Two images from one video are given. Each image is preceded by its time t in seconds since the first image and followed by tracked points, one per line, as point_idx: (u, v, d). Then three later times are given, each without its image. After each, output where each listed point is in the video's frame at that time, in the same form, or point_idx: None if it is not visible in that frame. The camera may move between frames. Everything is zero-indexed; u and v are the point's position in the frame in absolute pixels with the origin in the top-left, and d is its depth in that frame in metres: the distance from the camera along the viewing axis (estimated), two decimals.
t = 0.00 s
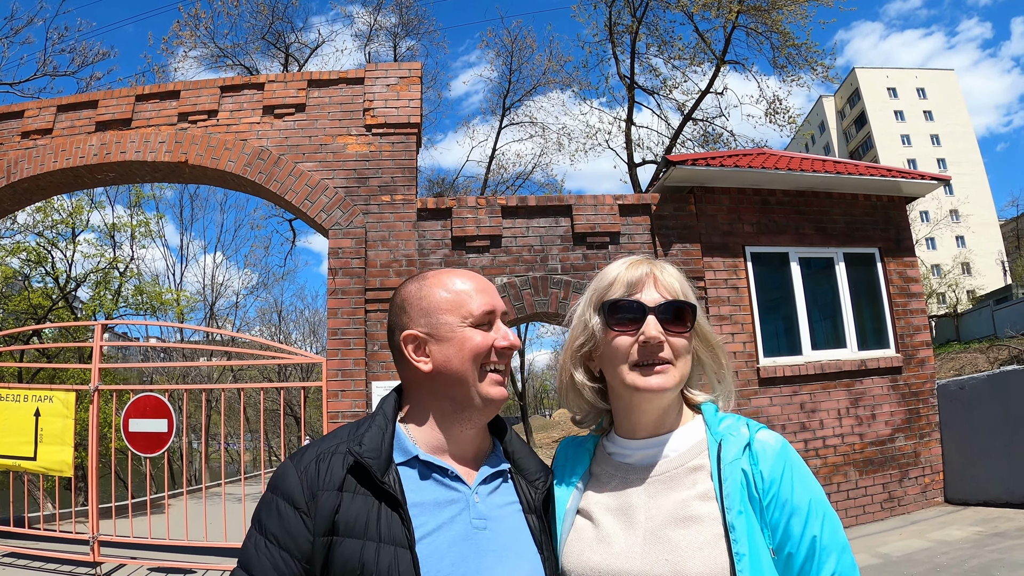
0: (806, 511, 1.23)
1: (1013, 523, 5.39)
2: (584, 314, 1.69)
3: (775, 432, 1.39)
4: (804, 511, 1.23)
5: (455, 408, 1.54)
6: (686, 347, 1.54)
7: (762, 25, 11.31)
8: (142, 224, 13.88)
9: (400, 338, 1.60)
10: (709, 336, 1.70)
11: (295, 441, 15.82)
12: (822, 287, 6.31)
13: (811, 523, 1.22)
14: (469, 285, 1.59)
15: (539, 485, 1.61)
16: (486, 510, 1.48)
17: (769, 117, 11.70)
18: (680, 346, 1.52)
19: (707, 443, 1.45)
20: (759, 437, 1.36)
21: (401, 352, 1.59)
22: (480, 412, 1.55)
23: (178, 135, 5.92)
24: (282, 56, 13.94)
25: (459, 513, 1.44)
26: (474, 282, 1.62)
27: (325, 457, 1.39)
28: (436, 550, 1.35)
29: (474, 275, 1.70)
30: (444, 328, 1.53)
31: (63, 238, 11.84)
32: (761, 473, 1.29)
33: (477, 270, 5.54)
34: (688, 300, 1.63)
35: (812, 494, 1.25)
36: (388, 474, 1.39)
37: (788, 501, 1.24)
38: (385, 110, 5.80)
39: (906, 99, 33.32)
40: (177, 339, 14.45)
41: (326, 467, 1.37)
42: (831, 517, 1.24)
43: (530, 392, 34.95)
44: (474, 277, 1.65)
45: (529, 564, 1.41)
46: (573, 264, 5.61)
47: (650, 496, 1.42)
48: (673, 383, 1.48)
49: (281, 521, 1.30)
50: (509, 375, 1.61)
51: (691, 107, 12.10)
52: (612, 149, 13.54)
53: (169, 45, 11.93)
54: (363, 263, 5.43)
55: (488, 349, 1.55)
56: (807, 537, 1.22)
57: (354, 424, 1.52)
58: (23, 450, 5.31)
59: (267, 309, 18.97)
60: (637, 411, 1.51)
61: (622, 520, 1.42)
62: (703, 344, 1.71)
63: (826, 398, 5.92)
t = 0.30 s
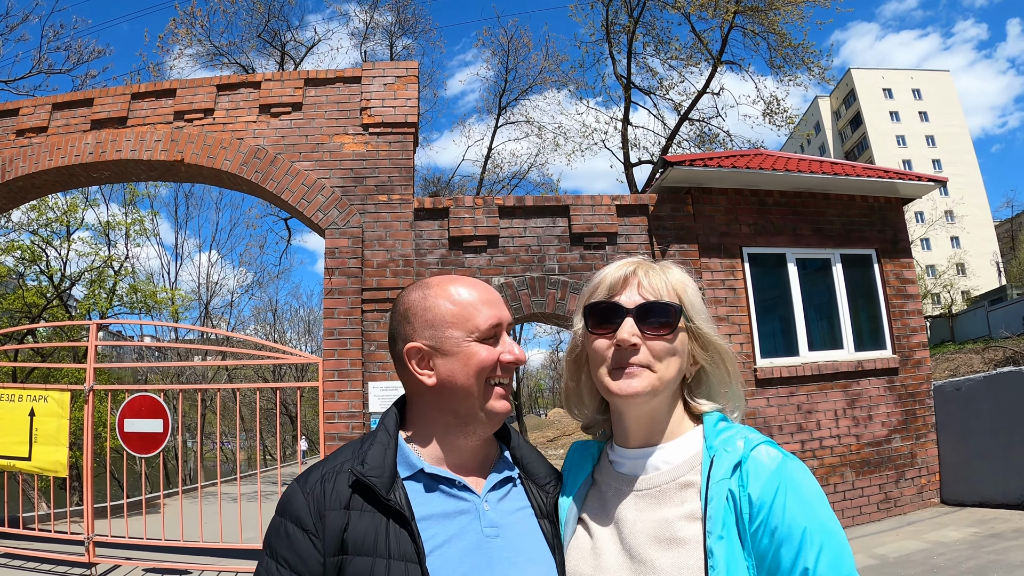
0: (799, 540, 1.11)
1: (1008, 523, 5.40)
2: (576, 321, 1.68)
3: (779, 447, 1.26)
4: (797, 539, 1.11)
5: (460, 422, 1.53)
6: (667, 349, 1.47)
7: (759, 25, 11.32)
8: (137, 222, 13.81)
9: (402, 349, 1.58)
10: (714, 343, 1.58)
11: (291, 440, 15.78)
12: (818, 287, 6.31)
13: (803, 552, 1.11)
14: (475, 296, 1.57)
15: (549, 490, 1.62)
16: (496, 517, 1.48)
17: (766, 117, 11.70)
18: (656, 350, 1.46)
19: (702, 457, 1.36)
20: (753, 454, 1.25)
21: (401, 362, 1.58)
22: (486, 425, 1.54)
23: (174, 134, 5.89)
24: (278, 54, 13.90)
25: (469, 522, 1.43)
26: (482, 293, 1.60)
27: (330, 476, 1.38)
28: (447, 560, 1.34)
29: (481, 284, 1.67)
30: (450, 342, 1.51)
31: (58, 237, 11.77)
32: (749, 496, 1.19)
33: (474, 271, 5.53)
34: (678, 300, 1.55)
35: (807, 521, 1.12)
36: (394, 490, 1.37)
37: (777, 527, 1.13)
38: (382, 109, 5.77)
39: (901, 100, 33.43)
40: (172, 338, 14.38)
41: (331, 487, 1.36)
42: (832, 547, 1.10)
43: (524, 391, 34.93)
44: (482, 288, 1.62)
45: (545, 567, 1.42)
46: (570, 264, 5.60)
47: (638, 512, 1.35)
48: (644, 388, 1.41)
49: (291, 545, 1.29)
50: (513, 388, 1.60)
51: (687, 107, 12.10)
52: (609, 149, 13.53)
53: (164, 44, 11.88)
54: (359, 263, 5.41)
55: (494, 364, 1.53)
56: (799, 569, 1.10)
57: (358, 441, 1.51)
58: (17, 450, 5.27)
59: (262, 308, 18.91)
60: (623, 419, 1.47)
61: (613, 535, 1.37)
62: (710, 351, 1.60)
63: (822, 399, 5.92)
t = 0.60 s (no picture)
0: (869, 564, 1.12)
1: (1009, 524, 5.43)
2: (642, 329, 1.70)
3: (850, 466, 1.26)
4: (867, 563, 1.12)
5: (512, 435, 1.51)
6: (727, 352, 1.44)
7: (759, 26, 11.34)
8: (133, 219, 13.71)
9: (453, 360, 1.58)
10: (787, 350, 1.52)
11: (287, 439, 15.72)
12: (819, 286, 6.31)
13: None
14: (528, 305, 1.53)
15: (609, 501, 1.60)
16: (551, 530, 1.45)
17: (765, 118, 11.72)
18: (716, 356, 1.44)
19: (769, 474, 1.37)
20: (822, 473, 1.26)
21: (453, 374, 1.58)
22: (538, 439, 1.52)
23: (176, 131, 5.84)
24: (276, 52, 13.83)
25: (522, 536, 1.41)
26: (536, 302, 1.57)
27: (381, 489, 1.39)
28: None
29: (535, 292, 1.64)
30: (497, 354, 1.50)
31: (53, 234, 11.67)
32: (817, 518, 1.20)
33: (478, 270, 5.50)
34: (741, 303, 1.52)
35: (878, 543, 1.13)
36: (444, 506, 1.36)
37: (846, 550, 1.14)
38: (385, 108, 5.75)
39: (897, 101, 33.58)
40: (167, 336, 14.29)
41: (382, 499, 1.36)
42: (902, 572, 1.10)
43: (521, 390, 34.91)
44: (534, 295, 1.59)
45: None
46: (574, 264, 5.59)
47: (703, 528, 1.36)
48: (700, 393, 1.41)
49: (342, 556, 1.30)
50: (568, 400, 1.57)
51: (686, 107, 12.10)
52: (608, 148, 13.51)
53: (161, 40, 11.80)
54: (363, 262, 5.38)
55: (544, 376, 1.50)
56: None
57: (412, 454, 1.51)
58: (16, 450, 5.22)
59: (258, 307, 18.82)
60: (687, 424, 1.46)
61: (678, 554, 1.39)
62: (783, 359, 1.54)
63: (824, 399, 5.94)
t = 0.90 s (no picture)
0: (928, 542, 1.16)
1: (1011, 522, 5.44)
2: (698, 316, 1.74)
3: (907, 446, 1.30)
4: (925, 540, 1.16)
5: (527, 415, 1.52)
6: (781, 336, 1.49)
7: (760, 26, 11.35)
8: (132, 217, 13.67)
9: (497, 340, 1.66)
10: (841, 335, 1.55)
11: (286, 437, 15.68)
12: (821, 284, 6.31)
13: (930, 553, 1.15)
14: (544, 288, 1.51)
15: (657, 487, 1.57)
16: (596, 514, 1.43)
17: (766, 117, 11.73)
18: (768, 340, 1.49)
19: (826, 456, 1.42)
20: (880, 453, 1.30)
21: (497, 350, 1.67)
22: (545, 423, 1.49)
23: (180, 126, 5.82)
24: (277, 49, 13.80)
25: (566, 519, 1.39)
26: (566, 282, 1.55)
27: (428, 469, 1.39)
28: (541, 557, 1.32)
29: (576, 273, 1.60)
30: (507, 337, 1.53)
31: (52, 231, 11.61)
32: (876, 497, 1.24)
33: (484, 267, 5.49)
34: (794, 289, 1.56)
35: (934, 521, 1.17)
36: (489, 487, 1.35)
37: (906, 528, 1.18)
38: (391, 104, 5.74)
39: (895, 102, 33.67)
40: (166, 333, 14.24)
41: (428, 479, 1.37)
42: (959, 548, 1.14)
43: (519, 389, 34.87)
44: (564, 275, 1.56)
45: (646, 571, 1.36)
46: (580, 261, 5.60)
47: (761, 511, 1.41)
48: (754, 376, 1.46)
49: (387, 535, 1.31)
50: (587, 384, 1.50)
51: (687, 106, 12.11)
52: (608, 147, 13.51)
53: (162, 36, 11.74)
54: (368, 259, 5.37)
55: (546, 359, 1.48)
56: (926, 569, 1.16)
57: (459, 437, 1.51)
58: (17, 447, 5.20)
59: (256, 304, 18.76)
60: (743, 407, 1.51)
61: (735, 536, 1.43)
62: (838, 345, 1.56)
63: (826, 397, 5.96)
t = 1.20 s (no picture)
0: (952, 513, 1.22)
1: (1012, 520, 5.48)
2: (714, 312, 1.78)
3: (926, 427, 1.37)
4: (949, 512, 1.22)
5: (555, 401, 1.54)
6: (799, 326, 1.53)
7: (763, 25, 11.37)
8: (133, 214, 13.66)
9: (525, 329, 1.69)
10: (854, 322, 1.59)
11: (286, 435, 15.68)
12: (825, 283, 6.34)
13: (954, 524, 1.22)
14: (573, 277, 1.54)
15: (683, 471, 1.56)
16: (628, 495, 1.45)
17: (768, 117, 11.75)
18: (786, 330, 1.53)
19: (852, 437, 1.46)
20: (903, 433, 1.35)
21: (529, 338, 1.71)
22: (572, 407, 1.51)
23: (186, 123, 5.83)
24: (279, 46, 13.79)
25: (599, 500, 1.42)
26: (595, 273, 1.58)
27: (464, 454, 1.42)
28: (576, 536, 1.35)
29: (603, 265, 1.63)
30: (537, 325, 1.56)
31: (54, 228, 11.61)
32: (903, 473, 1.30)
33: (490, 264, 5.51)
34: (807, 280, 1.60)
35: (957, 495, 1.23)
36: (524, 468, 1.38)
37: (932, 501, 1.24)
38: (397, 102, 5.77)
39: (895, 102, 33.70)
40: (166, 330, 14.24)
41: (465, 462, 1.39)
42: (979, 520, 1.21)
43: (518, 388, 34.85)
44: (593, 266, 1.59)
45: (677, 550, 1.39)
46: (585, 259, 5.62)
47: (792, 492, 1.45)
48: (772, 367, 1.50)
49: (424, 518, 1.33)
50: (612, 369, 1.53)
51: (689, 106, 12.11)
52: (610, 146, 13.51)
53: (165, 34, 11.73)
54: (374, 256, 5.39)
55: (574, 346, 1.50)
56: (950, 539, 1.22)
57: (493, 422, 1.53)
58: (22, 443, 5.22)
59: (256, 302, 18.76)
60: (766, 396, 1.54)
61: (765, 518, 1.46)
62: (851, 332, 1.60)
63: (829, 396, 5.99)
